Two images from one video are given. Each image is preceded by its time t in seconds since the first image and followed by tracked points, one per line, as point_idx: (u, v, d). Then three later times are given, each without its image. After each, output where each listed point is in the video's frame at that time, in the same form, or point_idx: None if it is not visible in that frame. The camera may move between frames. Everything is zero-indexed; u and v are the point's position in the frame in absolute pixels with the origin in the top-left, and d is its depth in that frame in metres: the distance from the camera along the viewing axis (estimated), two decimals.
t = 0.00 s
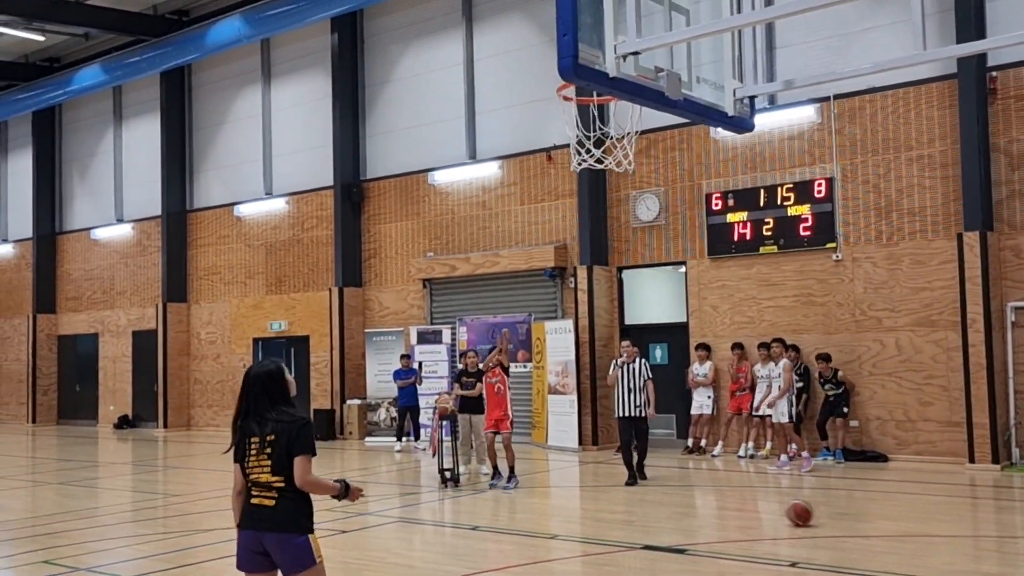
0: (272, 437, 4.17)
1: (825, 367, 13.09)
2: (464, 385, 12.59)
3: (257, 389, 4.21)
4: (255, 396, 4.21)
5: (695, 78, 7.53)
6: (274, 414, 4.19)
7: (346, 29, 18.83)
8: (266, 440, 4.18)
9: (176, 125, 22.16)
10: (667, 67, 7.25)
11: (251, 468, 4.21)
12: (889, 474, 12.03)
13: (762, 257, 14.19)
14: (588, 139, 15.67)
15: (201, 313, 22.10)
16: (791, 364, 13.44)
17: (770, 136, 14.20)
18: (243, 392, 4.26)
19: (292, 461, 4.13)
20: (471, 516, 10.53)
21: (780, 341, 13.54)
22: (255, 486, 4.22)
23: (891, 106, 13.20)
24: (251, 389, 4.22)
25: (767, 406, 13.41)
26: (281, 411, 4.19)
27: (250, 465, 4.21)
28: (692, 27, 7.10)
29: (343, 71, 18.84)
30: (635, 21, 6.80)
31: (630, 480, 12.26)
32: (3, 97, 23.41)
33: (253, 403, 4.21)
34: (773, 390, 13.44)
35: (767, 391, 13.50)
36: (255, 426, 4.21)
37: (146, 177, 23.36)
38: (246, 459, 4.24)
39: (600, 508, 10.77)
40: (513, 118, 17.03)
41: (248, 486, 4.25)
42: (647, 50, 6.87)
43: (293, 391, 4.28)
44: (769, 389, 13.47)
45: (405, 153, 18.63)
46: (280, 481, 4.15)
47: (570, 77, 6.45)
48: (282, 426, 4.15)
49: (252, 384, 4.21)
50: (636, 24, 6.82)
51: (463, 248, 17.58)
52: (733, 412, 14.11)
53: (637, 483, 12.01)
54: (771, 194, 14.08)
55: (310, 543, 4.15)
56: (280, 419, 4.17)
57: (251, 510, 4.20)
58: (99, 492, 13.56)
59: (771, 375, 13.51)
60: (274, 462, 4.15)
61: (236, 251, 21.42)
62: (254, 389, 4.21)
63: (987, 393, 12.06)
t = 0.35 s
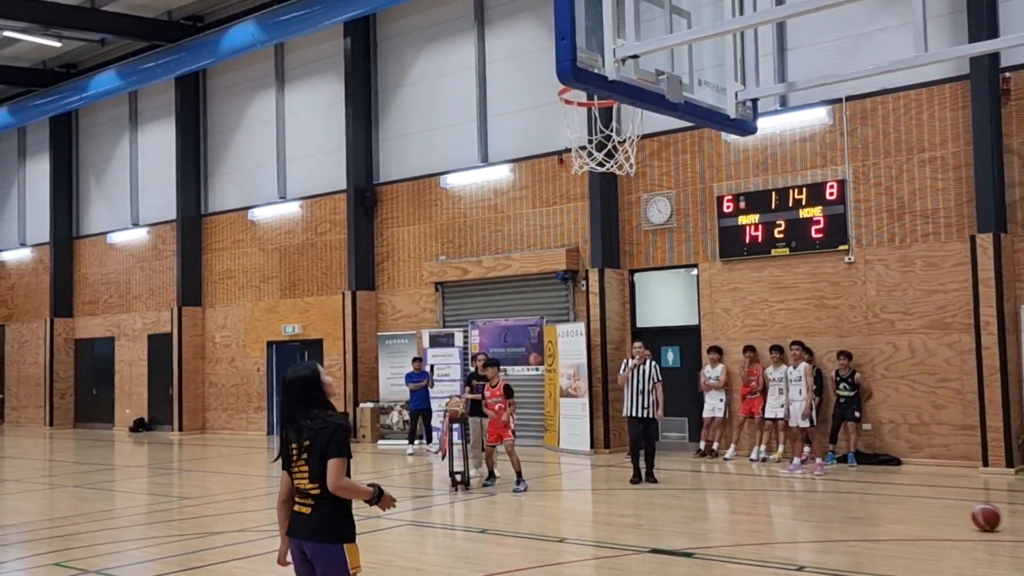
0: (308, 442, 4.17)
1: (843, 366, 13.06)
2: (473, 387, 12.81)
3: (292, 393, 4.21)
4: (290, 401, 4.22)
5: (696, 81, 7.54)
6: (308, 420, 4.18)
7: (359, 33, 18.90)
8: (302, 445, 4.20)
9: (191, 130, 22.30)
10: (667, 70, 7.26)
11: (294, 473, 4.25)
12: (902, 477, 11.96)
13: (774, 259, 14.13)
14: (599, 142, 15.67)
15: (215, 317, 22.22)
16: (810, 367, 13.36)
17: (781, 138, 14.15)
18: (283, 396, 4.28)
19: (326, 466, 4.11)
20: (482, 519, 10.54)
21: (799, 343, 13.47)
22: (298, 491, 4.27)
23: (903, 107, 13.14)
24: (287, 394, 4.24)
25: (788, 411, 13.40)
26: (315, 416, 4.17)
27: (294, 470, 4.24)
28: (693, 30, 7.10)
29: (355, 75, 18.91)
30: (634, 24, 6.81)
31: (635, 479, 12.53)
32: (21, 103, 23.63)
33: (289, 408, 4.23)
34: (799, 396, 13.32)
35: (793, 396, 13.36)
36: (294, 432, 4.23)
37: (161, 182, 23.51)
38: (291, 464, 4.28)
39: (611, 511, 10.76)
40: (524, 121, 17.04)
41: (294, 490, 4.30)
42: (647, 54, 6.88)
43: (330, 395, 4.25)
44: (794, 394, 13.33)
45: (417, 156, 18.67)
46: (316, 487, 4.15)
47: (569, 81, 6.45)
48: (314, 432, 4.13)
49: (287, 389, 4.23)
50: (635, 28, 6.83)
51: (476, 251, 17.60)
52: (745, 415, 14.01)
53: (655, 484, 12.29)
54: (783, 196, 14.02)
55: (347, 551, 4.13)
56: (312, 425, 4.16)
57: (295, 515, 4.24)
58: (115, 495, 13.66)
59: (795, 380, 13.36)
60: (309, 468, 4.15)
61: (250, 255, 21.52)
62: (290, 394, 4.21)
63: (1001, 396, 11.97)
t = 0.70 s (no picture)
0: (333, 449, 4.17)
1: (852, 367, 13.07)
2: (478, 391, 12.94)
3: (322, 397, 4.21)
4: (320, 404, 4.22)
5: (699, 84, 7.55)
6: (336, 426, 4.17)
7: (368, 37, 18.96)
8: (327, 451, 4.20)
9: (202, 135, 22.42)
10: (670, 73, 7.27)
11: (319, 475, 4.27)
12: (912, 480, 11.91)
13: (783, 261, 14.11)
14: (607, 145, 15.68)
15: (226, 320, 22.31)
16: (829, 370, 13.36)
17: (789, 141, 14.13)
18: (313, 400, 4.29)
19: (349, 476, 4.10)
20: (491, 522, 10.55)
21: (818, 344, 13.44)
22: (321, 494, 4.28)
23: (911, 109, 13.11)
24: (318, 398, 4.25)
25: (805, 414, 13.37)
26: (342, 423, 4.16)
27: (318, 473, 4.26)
28: (695, 33, 7.12)
29: (365, 78, 18.97)
30: (636, 28, 6.85)
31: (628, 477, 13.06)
32: (34, 108, 23.80)
33: (318, 412, 4.24)
34: (820, 399, 13.24)
35: (813, 399, 13.29)
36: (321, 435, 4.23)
37: (172, 186, 23.62)
38: (316, 466, 4.29)
39: (620, 514, 10.76)
40: (533, 124, 17.06)
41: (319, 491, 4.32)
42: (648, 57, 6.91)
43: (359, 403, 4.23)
44: (815, 397, 13.25)
45: (426, 159, 18.72)
46: (338, 494, 4.16)
47: (569, 84, 6.48)
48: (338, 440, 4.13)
49: (317, 392, 4.24)
50: (636, 31, 6.85)
51: (485, 255, 17.63)
52: (755, 418, 13.97)
53: (664, 483, 12.48)
54: (792, 198, 14.00)
55: (364, 559, 4.12)
56: (338, 432, 4.14)
57: (319, 519, 4.25)
58: (127, 497, 13.74)
59: (816, 382, 13.26)
60: (331, 474, 4.16)
61: (260, 259, 21.60)
62: (320, 399, 4.22)
63: (1011, 399, 11.91)
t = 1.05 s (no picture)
0: (349, 450, 4.17)
1: (861, 367, 13.04)
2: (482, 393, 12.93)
3: (341, 396, 4.23)
4: (339, 404, 4.24)
5: (702, 84, 7.56)
6: (353, 427, 4.17)
7: (376, 39, 19.01)
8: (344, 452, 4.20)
9: (211, 137, 22.49)
10: (673, 74, 7.28)
11: (338, 474, 4.28)
12: (920, 481, 11.87)
13: (790, 262, 14.08)
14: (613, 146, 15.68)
15: (235, 322, 22.37)
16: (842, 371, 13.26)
17: (797, 141, 14.11)
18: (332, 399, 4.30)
19: (366, 477, 4.11)
20: (498, 523, 10.56)
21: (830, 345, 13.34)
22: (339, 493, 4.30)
23: (919, 108, 13.08)
24: (337, 397, 4.25)
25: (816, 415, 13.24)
26: (360, 424, 4.16)
27: (336, 472, 4.27)
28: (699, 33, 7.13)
29: (373, 80, 19.02)
30: (639, 28, 6.84)
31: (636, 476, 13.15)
32: (43, 112, 23.91)
33: (338, 411, 4.25)
34: (831, 399, 13.13)
35: (824, 399, 13.19)
36: (339, 434, 4.24)
37: (181, 188, 23.71)
38: (334, 465, 4.30)
39: (627, 515, 10.75)
40: (540, 126, 17.07)
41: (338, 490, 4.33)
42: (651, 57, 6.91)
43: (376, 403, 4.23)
44: (826, 397, 13.15)
45: (433, 161, 18.75)
46: (356, 494, 4.17)
47: (572, 85, 6.49)
48: (355, 441, 4.13)
49: (337, 392, 4.25)
50: (639, 31, 6.86)
51: (492, 256, 17.64)
52: (764, 419, 13.89)
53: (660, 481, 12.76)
54: (799, 199, 13.98)
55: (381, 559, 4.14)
56: (355, 433, 4.15)
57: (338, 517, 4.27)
58: (136, 498, 13.80)
59: (827, 383, 13.17)
60: (349, 475, 4.17)
61: (269, 260, 21.66)
62: (339, 399, 4.23)
63: (1021, 399, 11.87)
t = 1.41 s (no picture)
0: (355, 450, 4.17)
1: (869, 365, 13.00)
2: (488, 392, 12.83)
3: (351, 395, 4.23)
4: (349, 404, 4.24)
5: (707, 82, 7.55)
6: (362, 427, 4.17)
7: (382, 38, 19.03)
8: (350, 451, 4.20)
9: (218, 137, 22.54)
10: (678, 71, 7.27)
11: (341, 472, 4.28)
12: (928, 480, 11.84)
13: (798, 260, 14.05)
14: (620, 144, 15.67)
15: (243, 321, 22.42)
16: (847, 370, 13.26)
17: (804, 139, 14.08)
18: (340, 397, 4.30)
19: (372, 478, 4.12)
20: (505, 522, 10.55)
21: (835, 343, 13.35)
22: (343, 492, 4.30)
23: (926, 105, 13.04)
24: (346, 396, 4.26)
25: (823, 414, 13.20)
26: (368, 423, 4.16)
27: (340, 471, 4.27)
28: (703, 30, 7.12)
29: (379, 79, 19.03)
30: (643, 25, 6.83)
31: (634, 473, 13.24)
32: (51, 111, 23.98)
33: (347, 410, 4.25)
34: (836, 398, 13.14)
35: (829, 398, 13.19)
36: (347, 433, 4.24)
37: (188, 188, 23.77)
38: (338, 464, 4.30)
39: (633, 513, 10.74)
40: (546, 124, 17.06)
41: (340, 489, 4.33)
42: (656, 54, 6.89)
43: (386, 403, 4.24)
44: (830, 396, 13.16)
45: (439, 160, 18.75)
46: (360, 494, 4.17)
47: (576, 83, 6.49)
48: (363, 441, 4.13)
49: (348, 390, 4.25)
50: (643, 29, 6.85)
51: (499, 255, 17.65)
52: (771, 417, 13.88)
53: (648, 478, 12.82)
54: (807, 196, 13.95)
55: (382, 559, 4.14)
56: (364, 432, 4.15)
57: (341, 515, 4.27)
58: (144, 496, 13.85)
59: (832, 382, 13.17)
60: (354, 473, 4.16)
61: (276, 260, 21.69)
62: (348, 397, 4.24)
63: None
